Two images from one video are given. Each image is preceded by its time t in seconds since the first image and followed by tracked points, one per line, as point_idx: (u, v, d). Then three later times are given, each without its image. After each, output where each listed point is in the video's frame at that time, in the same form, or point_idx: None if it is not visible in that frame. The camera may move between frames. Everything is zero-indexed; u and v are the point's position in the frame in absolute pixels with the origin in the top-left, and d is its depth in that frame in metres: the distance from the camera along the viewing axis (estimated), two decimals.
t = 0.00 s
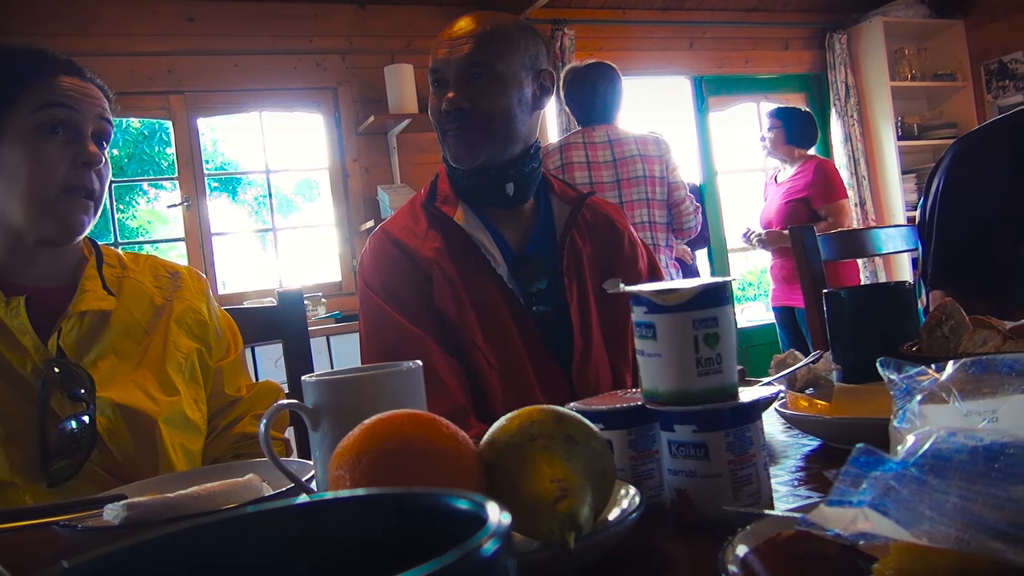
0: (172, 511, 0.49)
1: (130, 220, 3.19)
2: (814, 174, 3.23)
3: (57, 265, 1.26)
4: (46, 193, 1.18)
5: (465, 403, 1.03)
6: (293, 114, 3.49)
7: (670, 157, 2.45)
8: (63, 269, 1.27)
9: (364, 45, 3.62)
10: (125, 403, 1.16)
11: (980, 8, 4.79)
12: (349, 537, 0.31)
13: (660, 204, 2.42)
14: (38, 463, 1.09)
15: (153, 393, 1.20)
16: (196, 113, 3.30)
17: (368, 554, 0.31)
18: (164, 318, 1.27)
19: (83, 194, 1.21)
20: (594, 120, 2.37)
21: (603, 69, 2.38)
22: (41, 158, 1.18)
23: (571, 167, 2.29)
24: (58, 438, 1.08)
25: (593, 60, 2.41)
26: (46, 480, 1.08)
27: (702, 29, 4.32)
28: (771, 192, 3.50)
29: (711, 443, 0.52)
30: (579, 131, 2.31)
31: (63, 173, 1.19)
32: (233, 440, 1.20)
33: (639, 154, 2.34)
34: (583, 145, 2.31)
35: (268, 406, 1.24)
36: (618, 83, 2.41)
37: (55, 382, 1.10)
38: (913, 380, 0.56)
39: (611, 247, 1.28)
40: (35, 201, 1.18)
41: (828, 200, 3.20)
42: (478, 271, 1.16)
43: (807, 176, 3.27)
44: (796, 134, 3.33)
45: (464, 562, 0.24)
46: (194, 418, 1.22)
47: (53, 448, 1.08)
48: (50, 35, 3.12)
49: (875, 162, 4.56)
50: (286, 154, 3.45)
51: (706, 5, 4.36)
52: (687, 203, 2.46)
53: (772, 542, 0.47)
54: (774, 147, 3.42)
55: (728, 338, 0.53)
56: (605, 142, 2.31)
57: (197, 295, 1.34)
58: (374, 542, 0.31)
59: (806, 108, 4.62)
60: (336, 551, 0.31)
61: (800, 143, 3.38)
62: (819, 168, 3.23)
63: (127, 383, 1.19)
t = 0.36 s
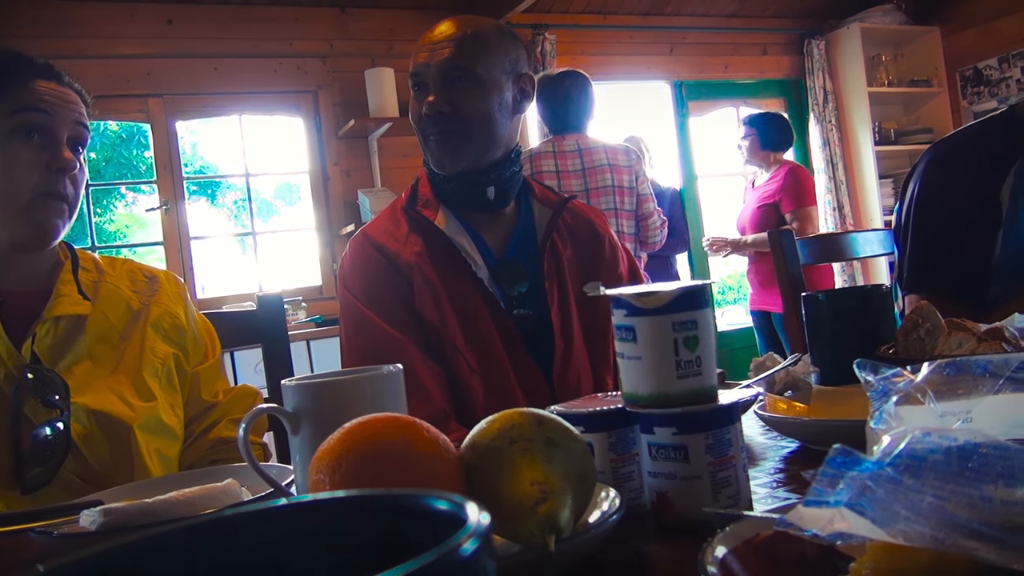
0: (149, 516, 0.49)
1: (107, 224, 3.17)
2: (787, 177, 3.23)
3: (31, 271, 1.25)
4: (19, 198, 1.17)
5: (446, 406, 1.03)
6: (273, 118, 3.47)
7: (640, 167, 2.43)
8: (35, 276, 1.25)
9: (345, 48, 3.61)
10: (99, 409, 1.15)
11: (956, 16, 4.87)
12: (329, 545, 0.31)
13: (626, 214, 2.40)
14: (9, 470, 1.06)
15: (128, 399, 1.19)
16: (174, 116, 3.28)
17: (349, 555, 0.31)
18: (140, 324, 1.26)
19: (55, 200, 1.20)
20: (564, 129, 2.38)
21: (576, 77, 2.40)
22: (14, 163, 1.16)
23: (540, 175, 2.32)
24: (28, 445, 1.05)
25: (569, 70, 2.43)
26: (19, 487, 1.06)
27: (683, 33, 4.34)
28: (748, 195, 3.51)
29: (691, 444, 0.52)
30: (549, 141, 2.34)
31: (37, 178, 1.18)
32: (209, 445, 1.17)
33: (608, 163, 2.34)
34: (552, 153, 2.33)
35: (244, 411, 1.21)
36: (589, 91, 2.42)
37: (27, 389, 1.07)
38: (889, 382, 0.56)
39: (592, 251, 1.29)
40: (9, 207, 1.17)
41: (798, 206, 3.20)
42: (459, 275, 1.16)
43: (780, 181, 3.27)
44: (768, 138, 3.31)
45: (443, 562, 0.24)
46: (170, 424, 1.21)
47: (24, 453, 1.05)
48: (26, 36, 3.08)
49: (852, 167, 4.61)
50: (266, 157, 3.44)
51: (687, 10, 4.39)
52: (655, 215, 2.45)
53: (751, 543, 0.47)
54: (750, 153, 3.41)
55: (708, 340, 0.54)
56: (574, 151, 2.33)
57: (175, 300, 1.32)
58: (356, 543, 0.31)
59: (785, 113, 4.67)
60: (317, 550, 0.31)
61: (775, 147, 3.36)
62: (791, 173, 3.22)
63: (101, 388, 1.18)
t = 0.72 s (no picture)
0: (124, 523, 0.49)
1: (82, 230, 3.14)
2: (751, 184, 3.26)
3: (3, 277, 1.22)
4: None
5: (426, 410, 1.03)
6: (250, 121, 3.45)
7: (614, 174, 2.45)
8: (9, 280, 1.23)
9: (323, 52, 3.61)
10: (73, 417, 1.14)
11: (928, 20, 4.93)
12: (308, 551, 0.31)
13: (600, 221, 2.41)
14: None
15: (103, 406, 1.18)
16: (150, 121, 3.25)
17: (325, 560, 0.31)
18: (115, 330, 1.25)
19: (24, 206, 1.18)
20: (539, 134, 2.38)
21: (551, 83, 2.42)
22: None
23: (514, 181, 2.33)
24: None
25: (543, 75, 2.46)
26: None
27: (659, 38, 4.38)
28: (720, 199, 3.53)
29: (669, 446, 0.53)
30: (523, 146, 2.35)
31: (10, 184, 1.16)
32: (183, 453, 1.17)
33: (582, 169, 2.35)
34: (526, 158, 2.34)
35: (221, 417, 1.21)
36: (564, 95, 2.44)
37: None
38: (863, 382, 0.57)
39: (569, 255, 1.30)
40: None
41: (761, 212, 3.23)
42: (438, 278, 1.16)
43: (744, 187, 3.30)
44: (738, 145, 3.32)
45: (422, 564, 0.24)
46: (146, 432, 1.20)
47: None
48: None
49: (828, 169, 4.65)
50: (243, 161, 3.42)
51: (664, 15, 4.42)
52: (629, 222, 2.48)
53: (729, 543, 0.47)
54: (720, 161, 3.43)
55: (685, 342, 0.54)
56: (549, 156, 2.35)
57: (150, 308, 1.32)
58: (333, 547, 0.31)
59: (761, 117, 4.72)
60: (293, 557, 0.31)
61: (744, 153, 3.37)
62: (755, 179, 3.26)
63: (76, 396, 1.17)
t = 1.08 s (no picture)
0: (95, 534, 0.48)
1: (50, 235, 3.10)
2: (715, 188, 3.28)
3: None
4: None
5: (401, 414, 1.03)
6: (220, 125, 3.42)
7: (586, 175, 2.49)
8: None
9: (294, 56, 3.58)
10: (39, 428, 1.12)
11: (895, 22, 4.98)
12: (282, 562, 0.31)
13: (573, 222, 2.47)
14: None
15: (71, 416, 1.17)
16: (119, 125, 3.22)
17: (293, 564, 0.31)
18: (82, 337, 1.23)
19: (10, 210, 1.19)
20: (511, 139, 2.39)
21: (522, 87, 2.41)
22: None
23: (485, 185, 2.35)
24: None
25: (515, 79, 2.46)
26: None
27: (631, 40, 4.39)
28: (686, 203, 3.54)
29: (643, 446, 0.53)
30: (494, 149, 2.36)
31: None
32: (154, 460, 1.18)
33: (555, 171, 2.36)
34: (498, 160, 2.36)
35: (191, 424, 1.21)
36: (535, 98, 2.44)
37: None
38: (833, 380, 0.58)
39: (543, 257, 1.32)
40: None
41: (723, 214, 3.24)
42: (413, 282, 1.16)
43: (708, 191, 3.31)
44: (701, 150, 3.37)
45: (391, 567, 0.24)
46: (115, 440, 1.18)
47: None
48: None
49: (799, 170, 4.70)
50: (214, 166, 3.40)
51: (636, 18, 4.43)
52: (602, 224, 2.53)
53: (702, 542, 0.48)
54: (685, 166, 3.48)
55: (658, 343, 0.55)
56: (521, 158, 2.36)
57: (118, 313, 1.30)
58: (301, 552, 0.31)
59: (732, 118, 4.76)
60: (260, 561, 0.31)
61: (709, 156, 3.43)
62: (719, 183, 3.27)
63: (42, 406, 1.16)
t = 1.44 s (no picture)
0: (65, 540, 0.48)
1: (18, 238, 3.06)
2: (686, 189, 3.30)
3: None
4: None
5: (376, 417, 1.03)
6: (190, 126, 3.38)
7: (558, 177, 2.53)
8: None
9: (266, 56, 3.55)
10: (9, 431, 1.11)
11: (864, 25, 5.03)
12: (252, 559, 0.31)
13: (546, 222, 2.52)
14: None
15: (41, 419, 1.15)
16: (87, 126, 3.17)
17: (263, 559, 0.30)
18: (53, 340, 1.22)
19: None
20: (481, 139, 2.38)
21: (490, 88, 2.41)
22: None
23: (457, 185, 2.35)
24: None
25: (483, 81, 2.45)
26: None
27: (605, 41, 4.40)
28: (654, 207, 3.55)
29: (616, 445, 0.53)
30: (465, 151, 2.35)
31: None
32: (125, 465, 1.16)
33: (527, 172, 2.39)
34: (470, 162, 2.35)
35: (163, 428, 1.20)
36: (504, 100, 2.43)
37: None
38: (803, 378, 0.59)
39: (516, 256, 1.32)
40: None
41: (699, 212, 3.27)
42: (383, 282, 1.16)
43: (678, 192, 3.34)
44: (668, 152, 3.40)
45: (363, 565, 0.24)
46: (87, 443, 1.17)
47: None
48: None
49: (772, 170, 4.73)
50: (184, 167, 3.35)
51: (610, 18, 4.44)
52: (575, 224, 2.58)
53: (675, 540, 0.48)
54: (652, 168, 3.48)
55: (632, 343, 0.55)
56: (492, 160, 2.36)
57: (90, 315, 1.28)
58: (271, 549, 0.30)
59: (705, 119, 4.80)
60: (230, 556, 0.31)
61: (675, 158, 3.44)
62: (690, 184, 3.30)
63: (12, 409, 1.14)
